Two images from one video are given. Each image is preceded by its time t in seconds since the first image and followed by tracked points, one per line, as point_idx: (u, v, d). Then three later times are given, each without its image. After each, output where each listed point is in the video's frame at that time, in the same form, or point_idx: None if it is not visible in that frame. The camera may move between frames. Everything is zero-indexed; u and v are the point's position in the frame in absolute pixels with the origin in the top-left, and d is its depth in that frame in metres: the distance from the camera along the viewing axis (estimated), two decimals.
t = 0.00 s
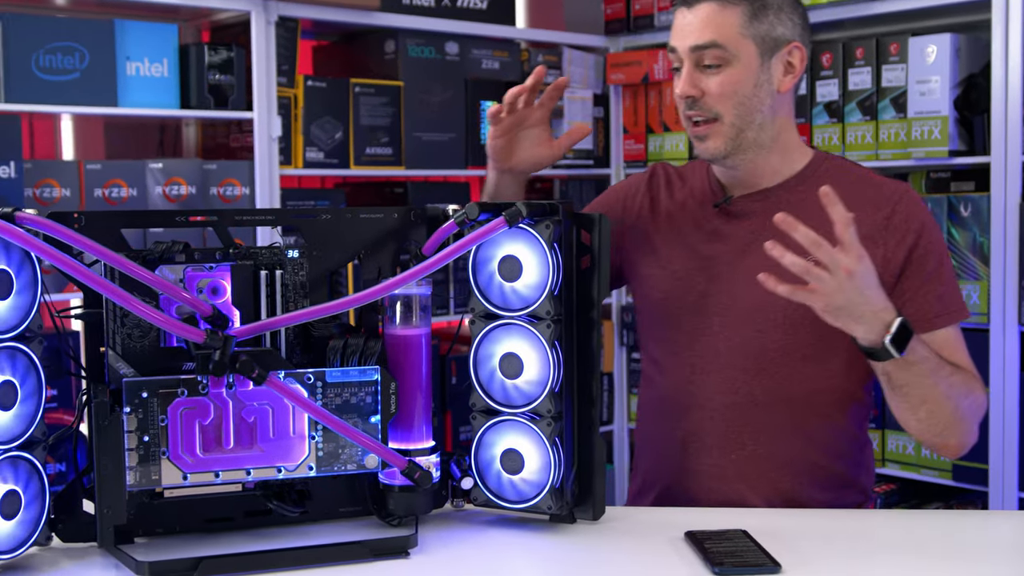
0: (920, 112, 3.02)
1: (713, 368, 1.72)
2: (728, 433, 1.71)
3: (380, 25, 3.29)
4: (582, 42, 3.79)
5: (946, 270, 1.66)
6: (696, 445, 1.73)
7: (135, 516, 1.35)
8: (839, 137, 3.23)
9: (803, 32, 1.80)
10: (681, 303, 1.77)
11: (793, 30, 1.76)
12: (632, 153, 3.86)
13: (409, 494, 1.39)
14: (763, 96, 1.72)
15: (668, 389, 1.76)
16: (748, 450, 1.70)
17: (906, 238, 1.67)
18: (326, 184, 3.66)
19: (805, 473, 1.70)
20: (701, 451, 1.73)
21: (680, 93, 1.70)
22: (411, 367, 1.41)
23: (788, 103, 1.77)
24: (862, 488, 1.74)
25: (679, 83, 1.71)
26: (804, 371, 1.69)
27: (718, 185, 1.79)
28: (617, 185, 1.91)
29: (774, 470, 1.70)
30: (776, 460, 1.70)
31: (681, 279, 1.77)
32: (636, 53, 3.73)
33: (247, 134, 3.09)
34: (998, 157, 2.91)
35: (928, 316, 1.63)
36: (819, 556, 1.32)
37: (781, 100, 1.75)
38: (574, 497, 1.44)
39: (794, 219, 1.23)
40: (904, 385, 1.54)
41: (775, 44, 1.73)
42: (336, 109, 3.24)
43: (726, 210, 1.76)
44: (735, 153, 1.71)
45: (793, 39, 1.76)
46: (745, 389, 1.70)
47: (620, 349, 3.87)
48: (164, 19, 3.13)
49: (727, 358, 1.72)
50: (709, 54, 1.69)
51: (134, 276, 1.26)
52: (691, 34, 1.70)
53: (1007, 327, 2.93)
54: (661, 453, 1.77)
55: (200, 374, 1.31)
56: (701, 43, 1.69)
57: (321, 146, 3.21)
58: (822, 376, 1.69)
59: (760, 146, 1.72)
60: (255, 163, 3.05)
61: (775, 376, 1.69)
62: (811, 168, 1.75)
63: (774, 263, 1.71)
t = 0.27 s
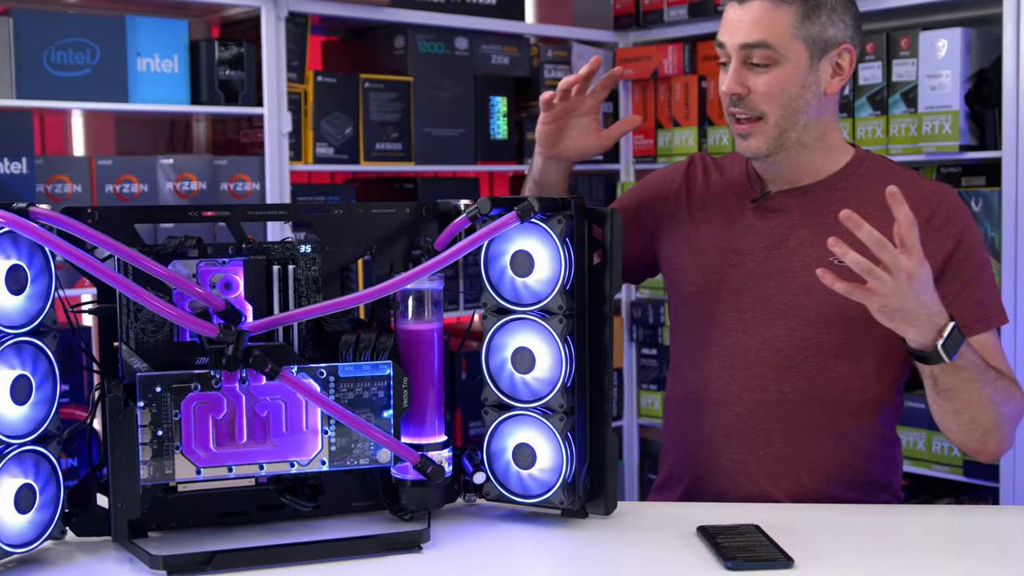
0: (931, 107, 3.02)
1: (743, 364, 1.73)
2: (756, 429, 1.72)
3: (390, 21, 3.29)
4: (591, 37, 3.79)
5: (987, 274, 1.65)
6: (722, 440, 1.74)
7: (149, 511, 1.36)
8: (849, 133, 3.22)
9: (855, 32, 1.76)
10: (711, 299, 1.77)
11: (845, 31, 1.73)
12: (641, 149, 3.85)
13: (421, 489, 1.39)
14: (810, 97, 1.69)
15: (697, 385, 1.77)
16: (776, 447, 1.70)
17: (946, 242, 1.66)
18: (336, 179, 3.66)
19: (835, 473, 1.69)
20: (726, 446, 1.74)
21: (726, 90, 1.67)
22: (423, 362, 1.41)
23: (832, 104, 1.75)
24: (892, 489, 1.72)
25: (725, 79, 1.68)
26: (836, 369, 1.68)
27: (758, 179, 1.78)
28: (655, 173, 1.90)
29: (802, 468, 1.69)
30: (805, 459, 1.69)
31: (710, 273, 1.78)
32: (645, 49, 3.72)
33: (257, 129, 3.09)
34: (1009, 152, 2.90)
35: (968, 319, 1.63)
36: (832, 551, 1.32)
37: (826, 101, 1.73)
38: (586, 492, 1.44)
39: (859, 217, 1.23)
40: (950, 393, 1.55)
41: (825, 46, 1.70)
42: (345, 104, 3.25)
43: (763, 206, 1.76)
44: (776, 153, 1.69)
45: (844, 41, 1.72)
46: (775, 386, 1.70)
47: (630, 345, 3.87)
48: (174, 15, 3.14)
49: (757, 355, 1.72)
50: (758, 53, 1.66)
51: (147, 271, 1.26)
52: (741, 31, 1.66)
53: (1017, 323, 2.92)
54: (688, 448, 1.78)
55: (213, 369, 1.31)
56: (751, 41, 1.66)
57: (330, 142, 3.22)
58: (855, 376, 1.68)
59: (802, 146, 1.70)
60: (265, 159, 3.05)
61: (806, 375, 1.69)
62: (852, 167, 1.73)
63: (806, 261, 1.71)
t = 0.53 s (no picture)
0: (937, 107, 3.01)
1: (749, 365, 1.73)
2: (762, 430, 1.72)
3: (396, 20, 3.29)
4: (596, 36, 3.79)
5: (994, 278, 1.65)
6: (729, 441, 1.74)
7: (156, 508, 1.36)
8: (855, 132, 3.21)
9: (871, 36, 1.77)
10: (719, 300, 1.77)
11: (861, 31, 1.73)
12: (647, 148, 3.85)
13: (428, 487, 1.40)
14: (824, 96, 1.68)
15: (704, 385, 1.77)
16: (782, 448, 1.70)
17: (954, 243, 1.66)
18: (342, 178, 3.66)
19: (841, 474, 1.69)
20: (732, 447, 1.73)
21: (741, 82, 1.66)
22: (429, 360, 1.41)
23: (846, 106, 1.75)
24: (897, 491, 1.72)
25: (741, 72, 1.67)
26: (843, 370, 1.68)
27: (768, 178, 1.78)
28: (664, 172, 1.90)
29: (808, 469, 1.69)
30: (811, 459, 1.69)
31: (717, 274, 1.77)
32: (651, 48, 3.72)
33: (263, 128, 3.10)
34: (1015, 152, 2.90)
35: (973, 322, 1.62)
36: (838, 550, 1.32)
37: (840, 101, 1.73)
38: (592, 491, 1.44)
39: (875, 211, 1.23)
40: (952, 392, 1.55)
41: (842, 45, 1.70)
42: (351, 103, 3.25)
43: (773, 206, 1.75)
44: (787, 149, 1.68)
45: (860, 42, 1.73)
46: (782, 387, 1.70)
47: (635, 344, 3.87)
48: (181, 13, 3.15)
49: (764, 356, 1.72)
50: (776, 47, 1.66)
51: (154, 269, 1.26)
52: (759, 24, 1.66)
53: None
54: (693, 449, 1.78)
55: (220, 367, 1.31)
56: (769, 34, 1.65)
57: (336, 141, 3.22)
58: (862, 377, 1.68)
59: (813, 144, 1.69)
60: (271, 157, 3.06)
61: (813, 376, 1.69)
62: (862, 169, 1.74)
63: (815, 261, 1.71)
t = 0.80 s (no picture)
0: (940, 104, 3.01)
1: (750, 365, 1.73)
2: (764, 429, 1.72)
3: (399, 18, 3.30)
4: (600, 35, 3.78)
5: (992, 278, 1.64)
6: (732, 441, 1.74)
7: (161, 506, 1.36)
8: (859, 130, 3.21)
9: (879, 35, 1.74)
10: (719, 300, 1.76)
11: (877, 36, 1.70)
12: (650, 146, 3.85)
13: (432, 485, 1.39)
14: (846, 109, 1.67)
15: (705, 384, 1.77)
16: (784, 447, 1.71)
17: (953, 243, 1.65)
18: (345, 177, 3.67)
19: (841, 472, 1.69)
20: (735, 446, 1.74)
21: (771, 102, 1.62)
22: (433, 358, 1.41)
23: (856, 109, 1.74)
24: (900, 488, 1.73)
25: (771, 92, 1.63)
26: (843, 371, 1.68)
27: (769, 179, 1.77)
28: (663, 177, 1.89)
29: (809, 468, 1.70)
30: (811, 458, 1.70)
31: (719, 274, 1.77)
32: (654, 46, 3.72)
33: (267, 127, 3.10)
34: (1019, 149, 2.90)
35: (970, 324, 1.62)
36: (842, 547, 1.32)
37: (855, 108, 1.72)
38: (596, 489, 1.44)
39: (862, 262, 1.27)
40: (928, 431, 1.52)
41: (863, 55, 1.67)
42: (355, 102, 3.25)
43: (776, 206, 1.74)
44: (809, 164, 1.68)
45: (876, 48, 1.70)
46: (782, 387, 1.71)
47: (639, 342, 3.87)
48: (184, 13, 3.16)
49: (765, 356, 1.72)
50: (806, 67, 1.61)
51: (159, 267, 1.26)
52: (789, 42, 1.60)
53: None
54: (694, 448, 1.78)
55: (226, 365, 1.31)
56: (800, 55, 1.60)
57: (340, 139, 3.22)
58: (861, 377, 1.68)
59: (830, 155, 1.69)
60: (275, 156, 3.06)
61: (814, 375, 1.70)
62: (863, 167, 1.72)
63: (817, 261, 1.71)
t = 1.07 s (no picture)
0: (942, 105, 3.01)
1: (750, 368, 1.72)
2: (765, 433, 1.72)
3: (401, 19, 3.30)
4: (601, 35, 3.78)
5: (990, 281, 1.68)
6: (733, 443, 1.74)
7: (162, 506, 1.36)
8: (860, 131, 3.21)
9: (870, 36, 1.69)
10: (719, 303, 1.75)
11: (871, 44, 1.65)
12: (652, 147, 3.85)
13: (434, 485, 1.40)
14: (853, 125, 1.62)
15: (705, 388, 1.76)
16: (786, 450, 1.71)
17: (952, 246, 1.67)
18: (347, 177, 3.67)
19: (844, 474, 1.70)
20: (736, 449, 1.73)
21: (787, 130, 1.55)
22: (435, 359, 1.42)
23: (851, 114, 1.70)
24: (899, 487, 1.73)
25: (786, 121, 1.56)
26: (843, 374, 1.68)
27: (763, 184, 1.76)
28: (652, 183, 1.88)
29: (811, 470, 1.70)
30: (812, 461, 1.70)
31: (718, 278, 1.75)
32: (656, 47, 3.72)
33: (269, 127, 3.10)
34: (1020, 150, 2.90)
35: (970, 329, 1.66)
36: (843, 547, 1.32)
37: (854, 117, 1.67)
38: (597, 489, 1.44)
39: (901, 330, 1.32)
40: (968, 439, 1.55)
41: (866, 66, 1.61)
42: (357, 102, 3.25)
43: (772, 210, 1.74)
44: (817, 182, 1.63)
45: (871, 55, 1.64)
46: (783, 391, 1.70)
47: (640, 343, 3.87)
48: (186, 13, 3.16)
49: (767, 359, 1.71)
50: (821, 94, 1.54)
51: (161, 267, 1.26)
52: (802, 69, 1.53)
53: None
54: (694, 450, 1.78)
55: (227, 365, 1.30)
56: (816, 83, 1.53)
57: (342, 140, 3.22)
58: (862, 380, 1.68)
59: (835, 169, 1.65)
60: (276, 156, 3.06)
61: (816, 378, 1.69)
62: (858, 168, 1.72)
63: (817, 265, 1.71)
